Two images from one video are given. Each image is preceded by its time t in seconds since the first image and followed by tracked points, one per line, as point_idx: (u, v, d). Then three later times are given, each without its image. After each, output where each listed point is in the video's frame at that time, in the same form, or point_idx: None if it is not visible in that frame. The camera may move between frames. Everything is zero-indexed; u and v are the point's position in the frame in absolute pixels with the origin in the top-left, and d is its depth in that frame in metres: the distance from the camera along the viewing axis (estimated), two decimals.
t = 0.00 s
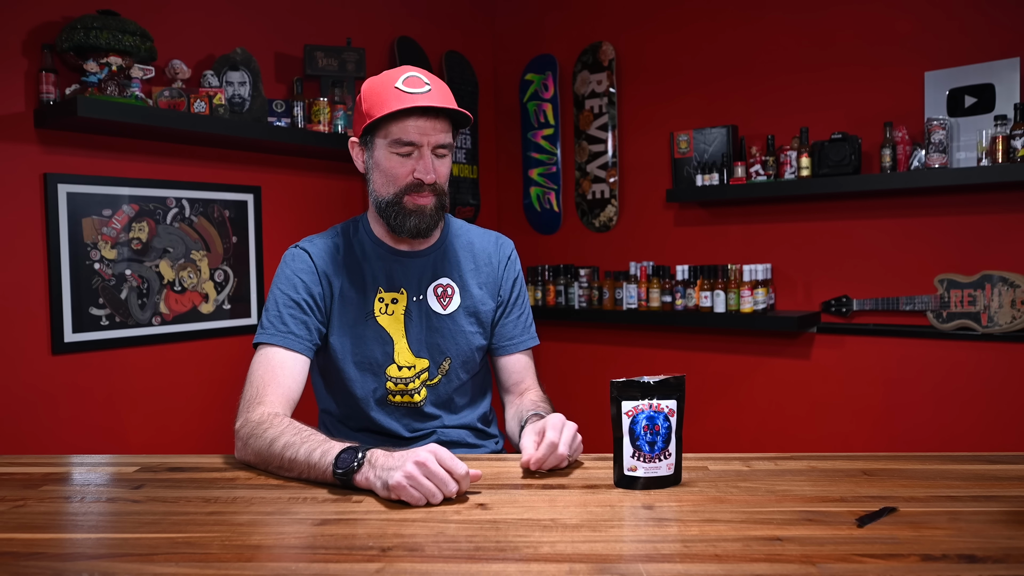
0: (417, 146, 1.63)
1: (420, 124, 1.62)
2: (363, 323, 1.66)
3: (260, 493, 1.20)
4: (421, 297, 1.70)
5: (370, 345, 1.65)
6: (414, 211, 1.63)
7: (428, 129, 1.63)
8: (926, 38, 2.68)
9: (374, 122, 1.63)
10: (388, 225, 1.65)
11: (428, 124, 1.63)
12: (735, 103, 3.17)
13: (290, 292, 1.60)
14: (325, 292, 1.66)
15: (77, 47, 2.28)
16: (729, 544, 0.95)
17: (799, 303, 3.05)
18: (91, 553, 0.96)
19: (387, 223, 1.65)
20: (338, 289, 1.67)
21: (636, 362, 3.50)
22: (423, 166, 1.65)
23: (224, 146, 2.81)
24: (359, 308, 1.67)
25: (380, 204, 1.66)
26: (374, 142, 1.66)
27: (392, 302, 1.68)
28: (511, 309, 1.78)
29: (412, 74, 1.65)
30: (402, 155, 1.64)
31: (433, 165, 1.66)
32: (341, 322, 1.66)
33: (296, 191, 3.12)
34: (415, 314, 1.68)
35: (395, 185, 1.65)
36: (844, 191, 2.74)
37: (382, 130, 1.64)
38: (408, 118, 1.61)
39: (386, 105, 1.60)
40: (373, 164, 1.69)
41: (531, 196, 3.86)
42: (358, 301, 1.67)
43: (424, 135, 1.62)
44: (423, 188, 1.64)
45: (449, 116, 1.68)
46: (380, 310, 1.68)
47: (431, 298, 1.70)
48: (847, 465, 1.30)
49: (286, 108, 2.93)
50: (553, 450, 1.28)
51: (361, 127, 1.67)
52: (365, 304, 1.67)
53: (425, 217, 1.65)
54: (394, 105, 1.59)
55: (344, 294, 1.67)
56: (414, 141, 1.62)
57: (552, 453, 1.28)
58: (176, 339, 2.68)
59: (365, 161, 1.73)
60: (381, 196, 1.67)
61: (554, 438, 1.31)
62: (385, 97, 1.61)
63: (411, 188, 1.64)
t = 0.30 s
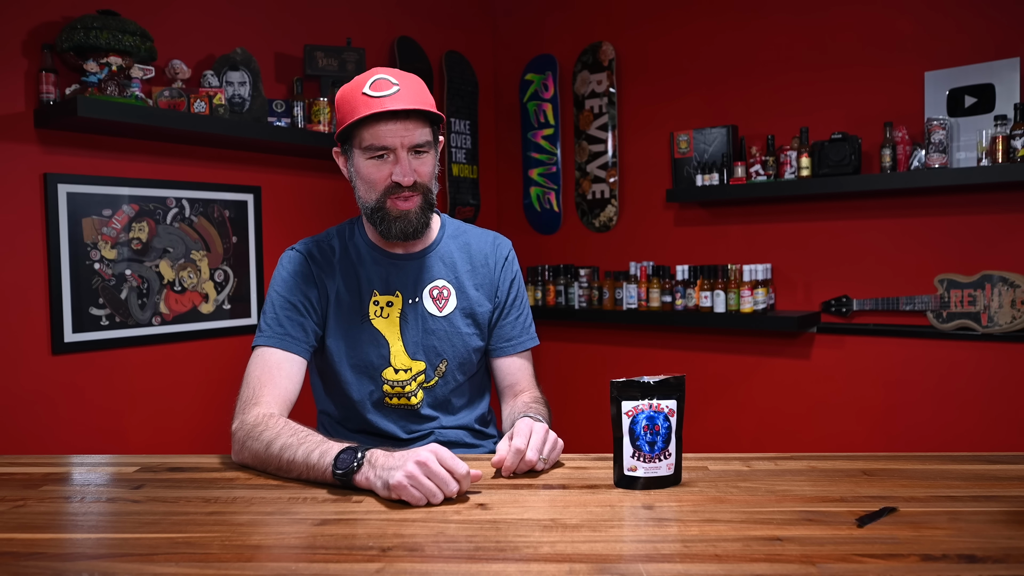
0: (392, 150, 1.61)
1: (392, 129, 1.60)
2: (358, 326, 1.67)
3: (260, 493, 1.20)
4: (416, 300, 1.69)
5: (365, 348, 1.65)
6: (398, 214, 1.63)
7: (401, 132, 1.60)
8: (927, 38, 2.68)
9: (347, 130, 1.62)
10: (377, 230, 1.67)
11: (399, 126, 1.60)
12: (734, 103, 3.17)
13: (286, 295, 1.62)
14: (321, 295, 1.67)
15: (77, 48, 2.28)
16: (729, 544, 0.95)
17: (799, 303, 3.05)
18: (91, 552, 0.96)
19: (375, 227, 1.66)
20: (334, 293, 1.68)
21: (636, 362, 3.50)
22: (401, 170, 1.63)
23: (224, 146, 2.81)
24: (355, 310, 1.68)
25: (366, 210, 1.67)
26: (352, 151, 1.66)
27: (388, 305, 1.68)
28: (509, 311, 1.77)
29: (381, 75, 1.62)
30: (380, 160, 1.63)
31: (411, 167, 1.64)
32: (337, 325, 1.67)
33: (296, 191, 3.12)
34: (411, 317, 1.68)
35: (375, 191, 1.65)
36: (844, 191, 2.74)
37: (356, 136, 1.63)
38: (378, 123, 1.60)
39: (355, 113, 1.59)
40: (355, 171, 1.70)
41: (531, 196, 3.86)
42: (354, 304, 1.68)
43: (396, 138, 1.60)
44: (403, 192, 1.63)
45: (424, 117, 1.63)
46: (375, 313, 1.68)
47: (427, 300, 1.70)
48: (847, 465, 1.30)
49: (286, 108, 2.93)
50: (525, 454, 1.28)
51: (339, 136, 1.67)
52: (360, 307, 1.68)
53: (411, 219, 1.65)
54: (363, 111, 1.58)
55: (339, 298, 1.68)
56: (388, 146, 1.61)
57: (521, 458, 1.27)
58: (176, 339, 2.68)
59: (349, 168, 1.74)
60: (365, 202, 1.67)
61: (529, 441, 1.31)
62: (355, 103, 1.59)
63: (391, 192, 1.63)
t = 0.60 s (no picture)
0: (387, 148, 1.62)
1: (387, 127, 1.60)
2: (357, 326, 1.67)
3: (260, 493, 1.20)
4: (414, 299, 1.69)
5: (364, 347, 1.65)
6: (394, 212, 1.64)
7: (396, 130, 1.61)
8: (926, 38, 2.68)
9: (343, 128, 1.63)
10: (371, 229, 1.67)
11: (395, 125, 1.61)
12: (734, 104, 3.17)
13: (284, 295, 1.62)
14: (319, 295, 1.67)
15: (77, 48, 2.28)
16: (729, 544, 0.95)
17: (799, 303, 3.05)
18: (91, 552, 0.96)
19: (371, 225, 1.66)
20: (332, 293, 1.68)
21: (637, 362, 3.50)
22: (397, 168, 1.64)
23: (223, 146, 2.81)
24: (353, 310, 1.68)
25: (361, 208, 1.67)
26: (348, 149, 1.67)
27: (386, 304, 1.68)
28: (507, 309, 1.77)
29: (377, 75, 1.62)
30: (375, 158, 1.64)
31: (407, 165, 1.65)
32: (335, 325, 1.67)
33: (296, 191, 3.12)
34: (409, 316, 1.68)
35: (370, 190, 1.65)
36: (844, 191, 2.74)
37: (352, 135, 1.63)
38: (374, 121, 1.60)
39: (351, 111, 1.59)
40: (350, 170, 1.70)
41: (531, 196, 3.86)
42: (352, 304, 1.68)
43: (392, 137, 1.61)
44: (398, 190, 1.63)
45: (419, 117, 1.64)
46: (373, 312, 1.68)
47: (425, 299, 1.70)
48: (847, 465, 1.30)
49: (286, 108, 2.93)
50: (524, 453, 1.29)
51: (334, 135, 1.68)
52: (358, 306, 1.68)
53: (404, 219, 1.65)
54: (358, 110, 1.58)
55: (337, 297, 1.68)
56: (383, 144, 1.61)
57: (522, 457, 1.27)
58: (176, 339, 2.68)
59: (345, 167, 1.74)
60: (361, 200, 1.67)
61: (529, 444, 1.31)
62: (351, 102, 1.60)
63: (386, 191, 1.63)
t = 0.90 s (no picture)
0: (387, 142, 1.62)
1: (386, 121, 1.61)
2: (356, 323, 1.67)
3: (261, 493, 1.20)
4: (412, 295, 1.70)
5: (364, 344, 1.65)
6: (394, 207, 1.64)
7: (395, 124, 1.61)
8: (926, 38, 2.68)
9: (342, 124, 1.63)
10: (369, 224, 1.67)
11: (395, 120, 1.61)
12: (734, 103, 3.17)
13: (282, 294, 1.62)
14: (318, 294, 1.68)
15: (77, 47, 2.28)
16: (729, 544, 0.95)
17: (799, 303, 3.05)
18: (91, 552, 0.96)
19: (370, 221, 1.66)
20: (331, 290, 1.68)
21: (637, 362, 3.50)
22: (397, 162, 1.64)
23: (223, 146, 2.81)
24: (352, 307, 1.68)
25: (361, 204, 1.67)
26: (347, 144, 1.67)
27: (385, 301, 1.68)
28: (507, 303, 1.77)
29: (378, 71, 1.62)
30: (374, 153, 1.64)
31: (406, 160, 1.65)
32: (335, 322, 1.67)
33: (296, 191, 3.12)
34: (408, 312, 1.68)
35: (369, 184, 1.65)
36: (844, 191, 2.74)
37: (352, 130, 1.64)
38: (374, 117, 1.60)
39: (351, 108, 1.60)
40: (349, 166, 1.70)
41: (531, 196, 3.86)
42: (351, 302, 1.68)
43: (392, 131, 1.61)
44: (397, 185, 1.64)
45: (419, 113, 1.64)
46: (373, 309, 1.68)
47: (424, 295, 1.70)
48: (847, 465, 1.30)
49: (286, 108, 2.93)
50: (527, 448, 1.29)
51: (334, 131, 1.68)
52: (358, 304, 1.68)
53: (401, 216, 1.65)
54: (358, 106, 1.59)
55: (336, 295, 1.68)
56: (383, 138, 1.62)
57: (524, 451, 1.28)
58: (176, 339, 2.68)
59: (343, 161, 1.75)
60: (361, 196, 1.67)
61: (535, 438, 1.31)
62: (351, 98, 1.60)
63: (384, 186, 1.63)
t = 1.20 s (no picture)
0: (382, 139, 1.63)
1: (381, 119, 1.61)
2: (353, 323, 1.67)
3: (260, 493, 1.20)
4: (410, 294, 1.70)
5: (361, 343, 1.65)
6: (388, 205, 1.64)
7: (390, 122, 1.61)
8: (926, 38, 2.68)
9: (337, 122, 1.63)
10: (365, 221, 1.67)
11: (390, 118, 1.61)
12: (734, 103, 3.17)
13: (278, 294, 1.63)
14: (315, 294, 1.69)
15: (77, 47, 2.28)
16: (729, 544, 0.95)
17: (798, 303, 3.05)
18: (91, 553, 0.96)
19: (365, 218, 1.66)
20: (327, 289, 1.69)
21: (637, 363, 3.50)
22: (391, 160, 1.64)
23: (223, 146, 2.81)
24: (349, 306, 1.68)
25: (356, 201, 1.67)
26: (342, 142, 1.67)
27: (382, 300, 1.69)
28: (504, 297, 1.76)
29: (373, 70, 1.63)
30: (369, 150, 1.65)
31: (401, 158, 1.66)
32: (332, 322, 1.67)
33: (296, 191, 3.12)
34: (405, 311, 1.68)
35: (365, 182, 1.66)
36: (843, 191, 2.74)
37: (347, 128, 1.64)
38: (368, 115, 1.61)
39: (346, 106, 1.60)
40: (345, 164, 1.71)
41: (531, 196, 3.86)
42: (348, 301, 1.68)
43: (387, 129, 1.62)
44: (392, 182, 1.64)
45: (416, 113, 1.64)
46: (370, 308, 1.68)
47: (421, 294, 1.71)
48: (847, 465, 1.30)
49: (286, 108, 2.93)
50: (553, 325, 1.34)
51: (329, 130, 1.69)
52: (355, 303, 1.68)
53: (396, 212, 1.65)
54: (352, 104, 1.59)
55: (332, 295, 1.69)
56: (378, 135, 1.62)
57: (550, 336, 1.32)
58: (176, 339, 2.68)
59: (339, 161, 1.75)
60: (356, 193, 1.68)
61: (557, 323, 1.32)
62: (346, 97, 1.60)
63: (380, 183, 1.64)
